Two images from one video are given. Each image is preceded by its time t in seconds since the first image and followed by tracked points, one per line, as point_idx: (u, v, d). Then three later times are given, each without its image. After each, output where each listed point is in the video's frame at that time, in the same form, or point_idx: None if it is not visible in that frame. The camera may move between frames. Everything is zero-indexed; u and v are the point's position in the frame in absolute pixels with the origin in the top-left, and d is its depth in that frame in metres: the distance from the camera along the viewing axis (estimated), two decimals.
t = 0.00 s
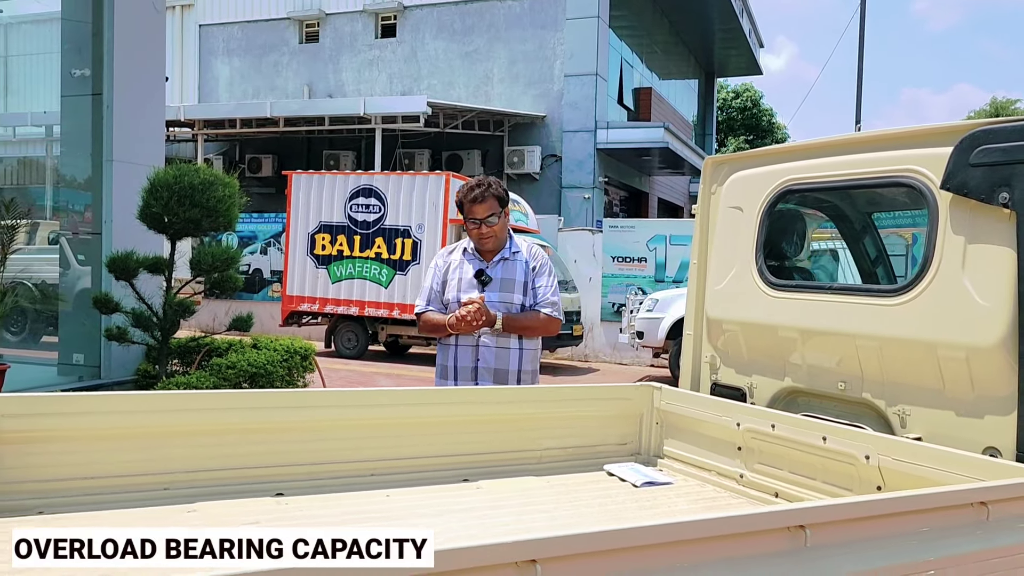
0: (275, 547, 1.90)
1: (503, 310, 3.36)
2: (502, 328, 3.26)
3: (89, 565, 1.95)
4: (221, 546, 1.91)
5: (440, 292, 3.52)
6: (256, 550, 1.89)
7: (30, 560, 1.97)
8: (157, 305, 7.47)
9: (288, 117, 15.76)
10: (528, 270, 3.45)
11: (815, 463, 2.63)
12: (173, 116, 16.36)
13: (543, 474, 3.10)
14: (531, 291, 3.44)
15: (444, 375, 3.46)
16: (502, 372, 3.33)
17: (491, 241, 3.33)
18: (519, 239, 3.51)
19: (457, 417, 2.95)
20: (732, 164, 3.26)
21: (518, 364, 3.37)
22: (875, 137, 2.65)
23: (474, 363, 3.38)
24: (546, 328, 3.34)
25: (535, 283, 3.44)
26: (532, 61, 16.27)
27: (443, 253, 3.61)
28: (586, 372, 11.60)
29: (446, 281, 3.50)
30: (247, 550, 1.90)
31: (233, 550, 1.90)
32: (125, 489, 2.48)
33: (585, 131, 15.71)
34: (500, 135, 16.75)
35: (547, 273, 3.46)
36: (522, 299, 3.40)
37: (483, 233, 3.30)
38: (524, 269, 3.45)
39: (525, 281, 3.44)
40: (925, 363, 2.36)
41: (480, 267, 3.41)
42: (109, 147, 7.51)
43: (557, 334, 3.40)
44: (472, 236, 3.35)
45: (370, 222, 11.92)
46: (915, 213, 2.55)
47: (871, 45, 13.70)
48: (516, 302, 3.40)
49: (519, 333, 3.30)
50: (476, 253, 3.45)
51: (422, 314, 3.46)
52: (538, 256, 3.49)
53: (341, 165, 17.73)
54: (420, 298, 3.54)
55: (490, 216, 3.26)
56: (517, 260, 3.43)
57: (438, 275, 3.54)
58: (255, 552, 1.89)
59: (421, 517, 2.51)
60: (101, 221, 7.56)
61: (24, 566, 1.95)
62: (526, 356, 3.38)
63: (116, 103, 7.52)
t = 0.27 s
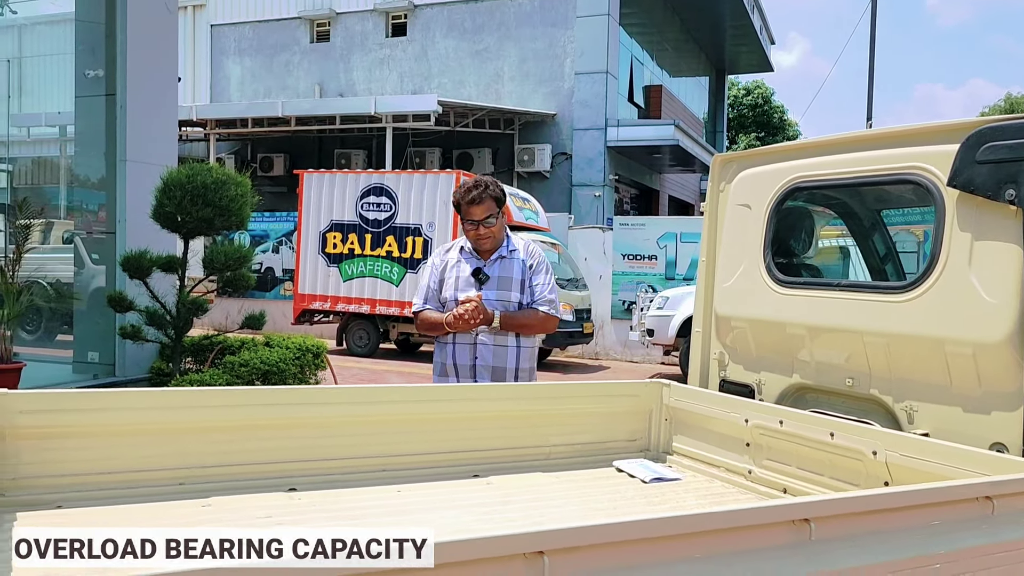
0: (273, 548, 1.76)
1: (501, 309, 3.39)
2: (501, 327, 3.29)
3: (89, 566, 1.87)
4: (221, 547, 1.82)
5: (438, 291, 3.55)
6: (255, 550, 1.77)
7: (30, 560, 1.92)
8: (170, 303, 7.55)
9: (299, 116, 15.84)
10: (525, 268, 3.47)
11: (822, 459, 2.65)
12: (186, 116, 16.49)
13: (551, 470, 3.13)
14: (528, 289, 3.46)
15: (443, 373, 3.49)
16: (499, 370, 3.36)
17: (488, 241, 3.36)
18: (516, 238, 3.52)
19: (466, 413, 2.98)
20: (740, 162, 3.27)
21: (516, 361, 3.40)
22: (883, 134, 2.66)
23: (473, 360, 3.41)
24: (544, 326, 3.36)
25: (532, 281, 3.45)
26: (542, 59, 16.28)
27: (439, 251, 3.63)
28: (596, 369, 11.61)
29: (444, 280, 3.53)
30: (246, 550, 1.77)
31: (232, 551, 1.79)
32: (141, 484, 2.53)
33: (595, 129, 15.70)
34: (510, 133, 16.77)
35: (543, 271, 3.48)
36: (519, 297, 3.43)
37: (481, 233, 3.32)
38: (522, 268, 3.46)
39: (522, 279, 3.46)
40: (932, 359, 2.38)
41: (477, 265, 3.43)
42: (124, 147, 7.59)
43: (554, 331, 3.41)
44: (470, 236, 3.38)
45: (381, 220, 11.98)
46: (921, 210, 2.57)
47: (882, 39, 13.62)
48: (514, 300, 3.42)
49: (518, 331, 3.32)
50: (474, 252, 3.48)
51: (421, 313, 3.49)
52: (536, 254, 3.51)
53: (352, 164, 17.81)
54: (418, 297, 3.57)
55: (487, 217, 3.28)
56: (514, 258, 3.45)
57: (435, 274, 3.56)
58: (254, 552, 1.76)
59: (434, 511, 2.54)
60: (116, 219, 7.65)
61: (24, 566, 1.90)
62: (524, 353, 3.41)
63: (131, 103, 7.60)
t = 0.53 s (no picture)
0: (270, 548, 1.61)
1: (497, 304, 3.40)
2: (499, 322, 3.31)
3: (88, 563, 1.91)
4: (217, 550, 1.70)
5: (434, 290, 3.55)
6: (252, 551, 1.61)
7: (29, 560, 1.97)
8: (183, 302, 7.63)
9: (310, 116, 15.92)
10: (522, 265, 3.50)
11: (830, 455, 2.66)
12: (198, 117, 16.60)
13: (560, 466, 3.16)
14: (525, 286, 3.48)
15: (442, 372, 3.50)
16: (497, 368, 3.38)
17: (486, 233, 3.39)
18: (513, 236, 3.56)
19: (476, 410, 3.01)
20: (748, 160, 3.28)
21: (514, 359, 3.42)
22: (890, 131, 2.66)
23: (471, 358, 3.42)
24: (542, 322, 3.38)
25: (529, 278, 3.48)
26: (553, 57, 16.30)
27: (434, 251, 3.65)
28: (607, 368, 11.61)
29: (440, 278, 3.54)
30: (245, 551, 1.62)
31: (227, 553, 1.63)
32: (157, 479, 2.57)
33: (606, 127, 15.70)
34: (521, 132, 16.78)
35: (540, 269, 3.51)
36: (517, 294, 3.44)
37: (480, 224, 3.35)
38: (518, 265, 3.49)
39: (519, 276, 3.48)
40: (938, 355, 2.39)
41: (474, 263, 3.46)
42: (137, 148, 7.66)
43: (551, 328, 3.41)
44: (468, 228, 3.40)
45: (392, 219, 12.04)
46: (927, 208, 2.58)
47: (893, 36, 13.57)
48: (511, 297, 3.44)
49: (514, 326, 3.35)
50: (470, 249, 3.51)
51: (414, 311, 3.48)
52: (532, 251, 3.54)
53: (363, 163, 17.89)
54: (413, 296, 3.57)
55: (486, 207, 3.32)
56: (510, 256, 3.48)
57: (431, 273, 3.57)
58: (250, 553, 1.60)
59: (444, 507, 2.57)
60: (130, 220, 7.73)
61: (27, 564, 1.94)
62: (521, 351, 3.43)
63: (145, 104, 7.68)
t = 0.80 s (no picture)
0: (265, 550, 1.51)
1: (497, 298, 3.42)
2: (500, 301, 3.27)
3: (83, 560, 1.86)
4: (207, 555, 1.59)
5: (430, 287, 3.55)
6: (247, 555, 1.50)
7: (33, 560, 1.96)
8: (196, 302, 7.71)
9: (322, 116, 15.99)
10: (520, 261, 3.52)
11: (837, 451, 2.67)
12: (211, 117, 16.71)
13: (569, 463, 3.18)
14: (524, 281, 3.50)
15: (441, 370, 3.51)
16: (497, 365, 3.40)
17: (486, 230, 3.40)
18: (510, 233, 3.59)
19: (485, 407, 3.04)
20: (756, 158, 3.29)
21: (513, 355, 3.44)
22: (897, 129, 2.67)
23: (470, 356, 3.42)
24: (542, 313, 3.38)
25: (527, 272, 3.51)
26: (563, 56, 16.29)
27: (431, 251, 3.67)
28: (617, 367, 11.61)
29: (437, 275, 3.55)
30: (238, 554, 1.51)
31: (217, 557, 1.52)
32: (171, 475, 2.61)
33: (616, 126, 15.70)
34: (531, 131, 16.78)
35: (538, 263, 3.54)
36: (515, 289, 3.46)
37: (480, 221, 3.36)
38: (516, 260, 3.51)
39: (517, 271, 3.50)
40: (945, 351, 2.40)
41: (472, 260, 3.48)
42: (150, 149, 7.70)
43: (552, 319, 3.41)
44: (467, 226, 3.41)
45: (403, 219, 12.09)
46: (934, 205, 2.58)
47: (905, 33, 13.50)
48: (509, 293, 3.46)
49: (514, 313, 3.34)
50: (468, 246, 3.53)
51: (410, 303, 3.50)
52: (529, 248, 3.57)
53: (374, 163, 17.96)
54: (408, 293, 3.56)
55: (484, 204, 3.33)
56: (508, 252, 3.50)
57: (427, 271, 3.57)
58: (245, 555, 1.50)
59: (453, 503, 2.59)
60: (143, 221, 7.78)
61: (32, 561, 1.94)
62: (520, 348, 3.45)
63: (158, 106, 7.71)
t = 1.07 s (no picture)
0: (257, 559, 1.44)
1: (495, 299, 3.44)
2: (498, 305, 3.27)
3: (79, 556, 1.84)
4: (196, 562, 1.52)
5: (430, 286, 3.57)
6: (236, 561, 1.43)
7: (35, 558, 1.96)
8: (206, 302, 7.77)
9: (331, 116, 16.05)
10: (518, 260, 3.54)
11: (843, 450, 2.68)
12: (221, 118, 16.80)
13: (576, 462, 3.19)
14: (522, 281, 3.53)
15: (441, 370, 3.53)
16: (496, 364, 3.42)
17: (485, 229, 3.43)
18: (508, 233, 3.61)
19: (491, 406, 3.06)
20: (762, 158, 3.30)
21: (512, 354, 3.46)
22: (903, 129, 2.68)
23: (470, 355, 3.44)
24: (539, 314, 3.41)
25: (526, 272, 3.53)
26: (572, 56, 16.29)
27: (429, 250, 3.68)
28: (626, 366, 11.60)
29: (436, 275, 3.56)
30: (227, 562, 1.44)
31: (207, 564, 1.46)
32: (182, 473, 2.64)
33: (625, 125, 15.68)
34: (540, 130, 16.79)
35: (536, 263, 3.56)
36: (514, 289, 3.49)
37: (479, 220, 3.38)
38: (514, 260, 3.53)
39: (515, 271, 3.52)
40: (950, 350, 2.40)
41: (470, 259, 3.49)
42: (161, 150, 7.78)
43: (548, 321, 3.44)
44: (466, 224, 3.43)
45: (412, 219, 12.13)
46: (940, 204, 2.59)
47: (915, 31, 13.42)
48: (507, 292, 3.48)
49: (512, 316, 3.37)
50: (466, 245, 3.55)
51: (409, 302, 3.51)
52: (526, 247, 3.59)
53: (383, 163, 18.02)
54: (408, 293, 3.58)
55: (485, 203, 3.35)
56: (506, 251, 3.52)
57: (426, 270, 3.59)
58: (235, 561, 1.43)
59: (460, 501, 2.62)
60: (154, 221, 7.85)
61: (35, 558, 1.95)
62: (519, 346, 3.47)
63: (168, 106, 7.78)
